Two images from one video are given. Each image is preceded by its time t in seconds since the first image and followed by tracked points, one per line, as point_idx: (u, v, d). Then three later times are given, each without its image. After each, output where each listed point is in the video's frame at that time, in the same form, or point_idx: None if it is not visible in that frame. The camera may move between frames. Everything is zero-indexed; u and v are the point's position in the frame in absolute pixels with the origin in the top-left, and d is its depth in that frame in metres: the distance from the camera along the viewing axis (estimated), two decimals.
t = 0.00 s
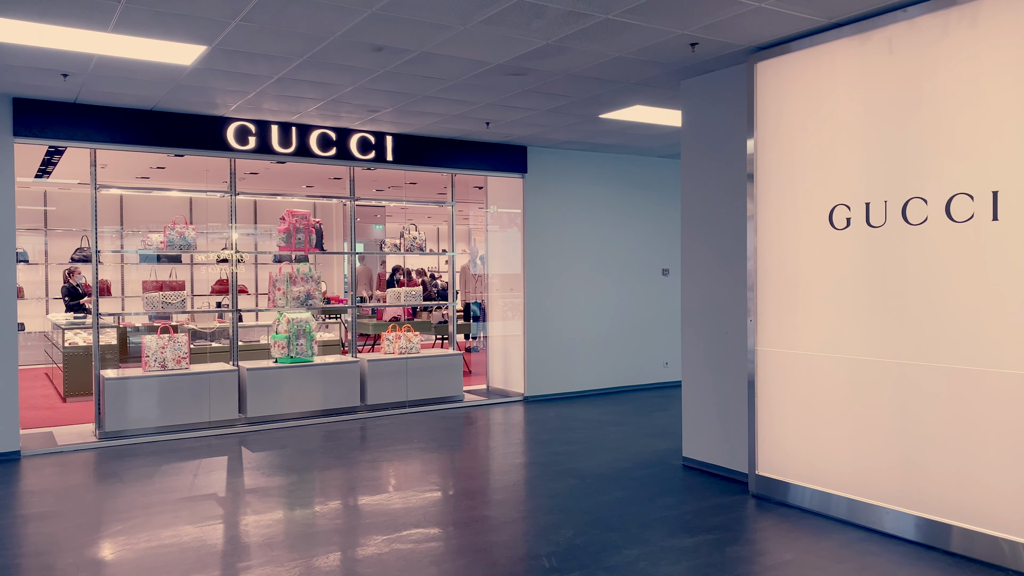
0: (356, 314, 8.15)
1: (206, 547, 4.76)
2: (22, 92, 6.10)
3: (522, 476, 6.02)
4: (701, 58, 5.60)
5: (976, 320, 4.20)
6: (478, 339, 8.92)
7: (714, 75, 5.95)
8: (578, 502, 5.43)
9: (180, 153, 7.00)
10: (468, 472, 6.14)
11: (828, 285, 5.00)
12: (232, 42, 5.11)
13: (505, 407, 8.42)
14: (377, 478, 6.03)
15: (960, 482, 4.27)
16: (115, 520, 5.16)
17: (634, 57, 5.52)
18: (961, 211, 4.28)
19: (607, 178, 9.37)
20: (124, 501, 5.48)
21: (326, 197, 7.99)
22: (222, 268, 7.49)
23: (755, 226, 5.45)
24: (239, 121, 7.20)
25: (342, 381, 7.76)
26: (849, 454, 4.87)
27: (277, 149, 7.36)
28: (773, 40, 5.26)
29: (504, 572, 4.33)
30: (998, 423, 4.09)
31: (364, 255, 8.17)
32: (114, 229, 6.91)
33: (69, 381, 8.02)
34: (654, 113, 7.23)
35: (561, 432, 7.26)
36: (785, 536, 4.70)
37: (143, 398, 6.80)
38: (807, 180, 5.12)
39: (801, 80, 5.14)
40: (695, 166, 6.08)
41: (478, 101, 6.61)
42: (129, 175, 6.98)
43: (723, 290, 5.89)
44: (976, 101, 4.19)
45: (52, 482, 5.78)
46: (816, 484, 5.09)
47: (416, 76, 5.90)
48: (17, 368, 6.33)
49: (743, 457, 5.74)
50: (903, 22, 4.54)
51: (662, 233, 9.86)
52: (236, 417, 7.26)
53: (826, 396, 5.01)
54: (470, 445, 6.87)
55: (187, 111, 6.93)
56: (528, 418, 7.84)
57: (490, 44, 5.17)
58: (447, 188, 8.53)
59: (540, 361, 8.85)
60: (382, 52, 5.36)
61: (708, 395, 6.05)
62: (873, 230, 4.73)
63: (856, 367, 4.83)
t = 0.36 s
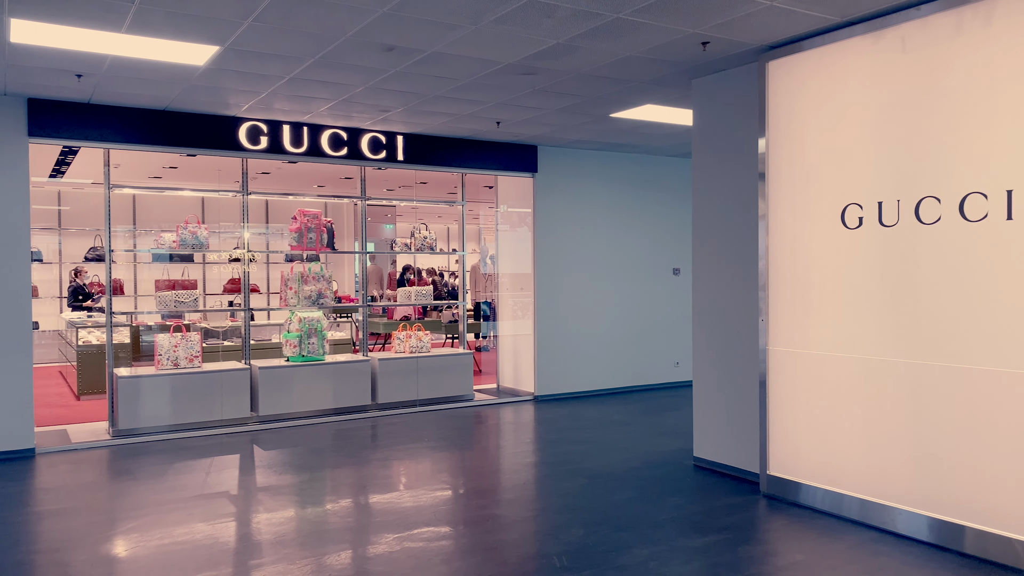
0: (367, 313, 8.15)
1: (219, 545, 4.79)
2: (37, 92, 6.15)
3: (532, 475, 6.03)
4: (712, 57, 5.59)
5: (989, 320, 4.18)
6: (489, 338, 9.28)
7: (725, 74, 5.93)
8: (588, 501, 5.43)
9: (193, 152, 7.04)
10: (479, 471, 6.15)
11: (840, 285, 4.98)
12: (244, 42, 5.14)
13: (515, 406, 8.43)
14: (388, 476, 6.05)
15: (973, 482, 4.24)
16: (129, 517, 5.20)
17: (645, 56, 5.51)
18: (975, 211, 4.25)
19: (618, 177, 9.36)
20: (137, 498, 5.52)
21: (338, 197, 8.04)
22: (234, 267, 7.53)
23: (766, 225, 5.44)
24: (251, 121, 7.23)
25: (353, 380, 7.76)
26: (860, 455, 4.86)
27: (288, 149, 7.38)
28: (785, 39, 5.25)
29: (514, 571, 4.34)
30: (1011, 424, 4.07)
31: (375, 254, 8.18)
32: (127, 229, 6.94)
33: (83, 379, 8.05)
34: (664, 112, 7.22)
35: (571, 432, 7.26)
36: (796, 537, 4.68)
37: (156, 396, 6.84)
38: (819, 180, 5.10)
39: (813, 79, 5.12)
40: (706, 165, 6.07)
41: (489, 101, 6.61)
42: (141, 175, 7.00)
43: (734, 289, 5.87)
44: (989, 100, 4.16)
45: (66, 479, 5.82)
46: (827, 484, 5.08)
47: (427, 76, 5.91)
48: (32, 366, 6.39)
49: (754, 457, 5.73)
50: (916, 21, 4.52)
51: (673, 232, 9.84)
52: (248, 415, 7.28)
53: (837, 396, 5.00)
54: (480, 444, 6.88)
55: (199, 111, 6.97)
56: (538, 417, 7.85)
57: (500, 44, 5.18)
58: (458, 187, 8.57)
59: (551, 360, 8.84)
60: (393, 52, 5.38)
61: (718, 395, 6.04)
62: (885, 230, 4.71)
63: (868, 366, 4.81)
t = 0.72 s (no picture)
0: (395, 311, 8.19)
1: (251, 539, 4.86)
2: (73, 94, 6.28)
3: (561, 473, 6.03)
4: (741, 53, 5.55)
5: None
6: (514, 335, 9.42)
7: (755, 70, 5.89)
8: (616, 499, 5.43)
9: (224, 152, 7.14)
10: (507, 468, 6.17)
11: (872, 282, 4.92)
12: (275, 43, 5.20)
13: (542, 404, 8.44)
14: (417, 473, 6.09)
15: (1011, 482, 4.17)
16: (163, 511, 5.29)
17: (674, 52, 5.49)
18: (1012, 207, 4.18)
19: (646, 174, 9.33)
20: (171, 493, 5.61)
21: (366, 195, 8.07)
22: (264, 265, 7.58)
23: (797, 222, 5.39)
24: (281, 120, 7.32)
25: (382, 377, 7.83)
26: (894, 454, 4.80)
27: (318, 148, 7.47)
28: (816, 34, 5.19)
29: (543, 567, 4.35)
30: None
31: (403, 253, 8.26)
32: (160, 228, 7.05)
33: (117, 376, 8.15)
34: (693, 109, 7.17)
35: (599, 429, 7.26)
36: (828, 536, 4.64)
37: (188, 392, 6.95)
38: (850, 176, 5.05)
39: (845, 74, 5.06)
40: (735, 162, 6.03)
41: (516, 99, 6.63)
42: (174, 175, 7.08)
43: (764, 288, 5.83)
44: None
45: (102, 474, 5.94)
46: (859, 484, 5.02)
47: (455, 75, 5.94)
48: (69, 362, 6.53)
49: (784, 456, 5.68)
50: (951, 14, 4.44)
51: (702, 230, 9.77)
52: (279, 411, 7.38)
53: (869, 395, 4.94)
54: (508, 441, 6.90)
55: (230, 111, 7.06)
56: (566, 415, 7.86)
57: (528, 41, 5.19)
58: (484, 185, 8.60)
59: (579, 358, 8.83)
60: (422, 51, 5.40)
61: (749, 393, 6.00)
62: (918, 226, 4.65)
63: (901, 365, 4.75)
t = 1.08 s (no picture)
0: (430, 312, 8.27)
1: (291, 537, 4.92)
2: (117, 99, 6.41)
3: (598, 473, 6.01)
4: (780, 48, 5.47)
5: None
6: (550, 336, 8.93)
7: (795, 65, 5.80)
8: (654, 500, 5.39)
9: (262, 154, 7.23)
10: (544, 469, 6.16)
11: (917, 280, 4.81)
12: (312, 46, 5.26)
13: (578, 404, 8.41)
14: (454, 472, 6.11)
15: None
16: (206, 508, 5.38)
17: (712, 49, 5.43)
18: None
19: (682, 171, 9.25)
20: (213, 490, 5.70)
21: (402, 196, 8.08)
22: (303, 267, 7.68)
23: (839, 219, 5.30)
24: (318, 122, 7.40)
25: (418, 377, 7.87)
26: (940, 456, 4.69)
27: (354, 150, 7.53)
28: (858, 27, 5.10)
29: (581, 568, 4.33)
30: None
31: (438, 253, 8.29)
32: (201, 230, 7.21)
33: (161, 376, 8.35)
34: (730, 105, 7.09)
35: (636, 430, 7.21)
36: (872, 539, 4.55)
37: (229, 392, 7.05)
38: (894, 171, 4.95)
39: (888, 68, 4.96)
40: (775, 160, 5.95)
41: (551, 98, 6.61)
42: (214, 177, 7.20)
43: (805, 287, 5.74)
44: None
45: (146, 471, 6.06)
46: (904, 486, 4.92)
47: (491, 75, 5.95)
48: (115, 362, 6.67)
49: (826, 457, 5.59)
50: (998, 4, 4.33)
51: (740, 228, 9.65)
52: (317, 411, 7.45)
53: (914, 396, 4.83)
54: (544, 441, 6.89)
55: (268, 114, 7.15)
56: (602, 416, 7.82)
57: (563, 40, 5.17)
58: (519, 185, 8.59)
59: (615, 357, 8.80)
60: (457, 51, 5.42)
61: (789, 393, 5.91)
62: (965, 222, 4.54)
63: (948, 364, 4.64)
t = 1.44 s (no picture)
0: (460, 310, 8.31)
1: (324, 533, 4.98)
2: (152, 102, 6.54)
3: (628, 473, 5.99)
4: (814, 44, 5.41)
5: None
6: (580, 334, 9.07)
7: (828, 61, 5.74)
8: (685, 500, 5.36)
9: (295, 155, 7.32)
10: (574, 467, 6.16)
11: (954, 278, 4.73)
12: (344, 47, 5.31)
13: (608, 403, 8.40)
14: (483, 471, 6.13)
15: None
16: (240, 504, 5.46)
17: (743, 45, 5.39)
18: None
19: (713, 169, 9.18)
20: (247, 486, 5.79)
21: (431, 196, 8.13)
22: (334, 266, 7.77)
23: (873, 217, 5.23)
24: (349, 123, 7.47)
25: (448, 375, 7.91)
26: (978, 457, 4.60)
27: (385, 150, 7.60)
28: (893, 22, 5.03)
29: (613, 567, 4.32)
30: None
31: (466, 252, 8.33)
32: (235, 230, 7.29)
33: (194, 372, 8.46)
34: (761, 102, 7.03)
35: (666, 429, 7.18)
36: (908, 541, 4.49)
37: (262, 389, 7.14)
38: (930, 168, 4.86)
39: (925, 62, 4.88)
40: (807, 157, 5.89)
41: (581, 96, 6.61)
42: (248, 178, 7.32)
43: (839, 286, 5.67)
44: None
45: (183, 467, 6.17)
46: (941, 487, 4.84)
47: (520, 74, 5.96)
48: (152, 360, 6.80)
49: (861, 458, 5.52)
50: None
51: (773, 225, 9.55)
52: (349, 408, 7.52)
53: (951, 396, 4.75)
54: (573, 440, 6.89)
55: (300, 116, 7.24)
56: (632, 415, 7.80)
57: (594, 38, 5.17)
58: (548, 184, 8.59)
59: (645, 356, 8.77)
60: (488, 51, 5.43)
61: (823, 393, 5.85)
62: (1004, 220, 4.45)
63: (986, 364, 4.55)
